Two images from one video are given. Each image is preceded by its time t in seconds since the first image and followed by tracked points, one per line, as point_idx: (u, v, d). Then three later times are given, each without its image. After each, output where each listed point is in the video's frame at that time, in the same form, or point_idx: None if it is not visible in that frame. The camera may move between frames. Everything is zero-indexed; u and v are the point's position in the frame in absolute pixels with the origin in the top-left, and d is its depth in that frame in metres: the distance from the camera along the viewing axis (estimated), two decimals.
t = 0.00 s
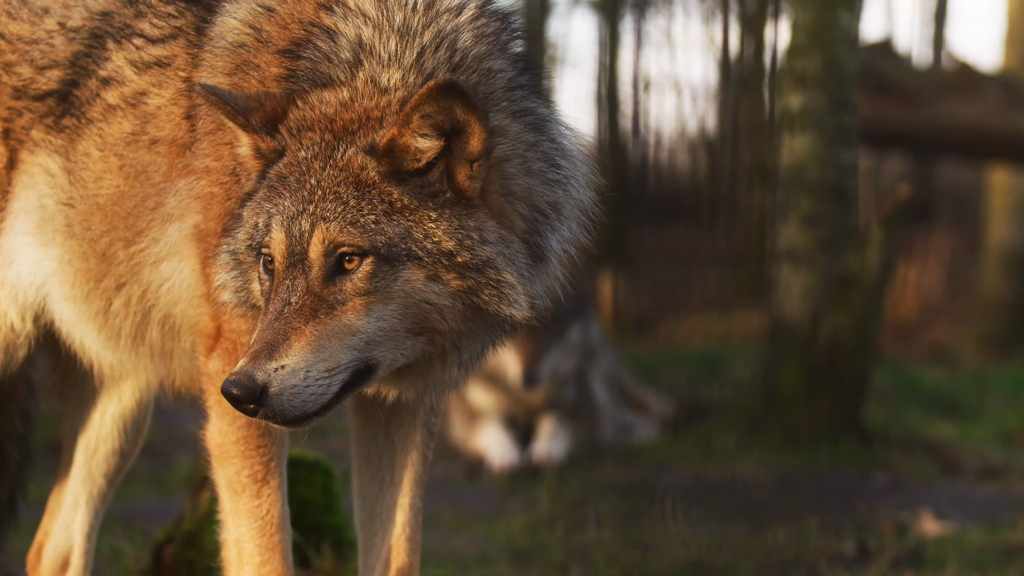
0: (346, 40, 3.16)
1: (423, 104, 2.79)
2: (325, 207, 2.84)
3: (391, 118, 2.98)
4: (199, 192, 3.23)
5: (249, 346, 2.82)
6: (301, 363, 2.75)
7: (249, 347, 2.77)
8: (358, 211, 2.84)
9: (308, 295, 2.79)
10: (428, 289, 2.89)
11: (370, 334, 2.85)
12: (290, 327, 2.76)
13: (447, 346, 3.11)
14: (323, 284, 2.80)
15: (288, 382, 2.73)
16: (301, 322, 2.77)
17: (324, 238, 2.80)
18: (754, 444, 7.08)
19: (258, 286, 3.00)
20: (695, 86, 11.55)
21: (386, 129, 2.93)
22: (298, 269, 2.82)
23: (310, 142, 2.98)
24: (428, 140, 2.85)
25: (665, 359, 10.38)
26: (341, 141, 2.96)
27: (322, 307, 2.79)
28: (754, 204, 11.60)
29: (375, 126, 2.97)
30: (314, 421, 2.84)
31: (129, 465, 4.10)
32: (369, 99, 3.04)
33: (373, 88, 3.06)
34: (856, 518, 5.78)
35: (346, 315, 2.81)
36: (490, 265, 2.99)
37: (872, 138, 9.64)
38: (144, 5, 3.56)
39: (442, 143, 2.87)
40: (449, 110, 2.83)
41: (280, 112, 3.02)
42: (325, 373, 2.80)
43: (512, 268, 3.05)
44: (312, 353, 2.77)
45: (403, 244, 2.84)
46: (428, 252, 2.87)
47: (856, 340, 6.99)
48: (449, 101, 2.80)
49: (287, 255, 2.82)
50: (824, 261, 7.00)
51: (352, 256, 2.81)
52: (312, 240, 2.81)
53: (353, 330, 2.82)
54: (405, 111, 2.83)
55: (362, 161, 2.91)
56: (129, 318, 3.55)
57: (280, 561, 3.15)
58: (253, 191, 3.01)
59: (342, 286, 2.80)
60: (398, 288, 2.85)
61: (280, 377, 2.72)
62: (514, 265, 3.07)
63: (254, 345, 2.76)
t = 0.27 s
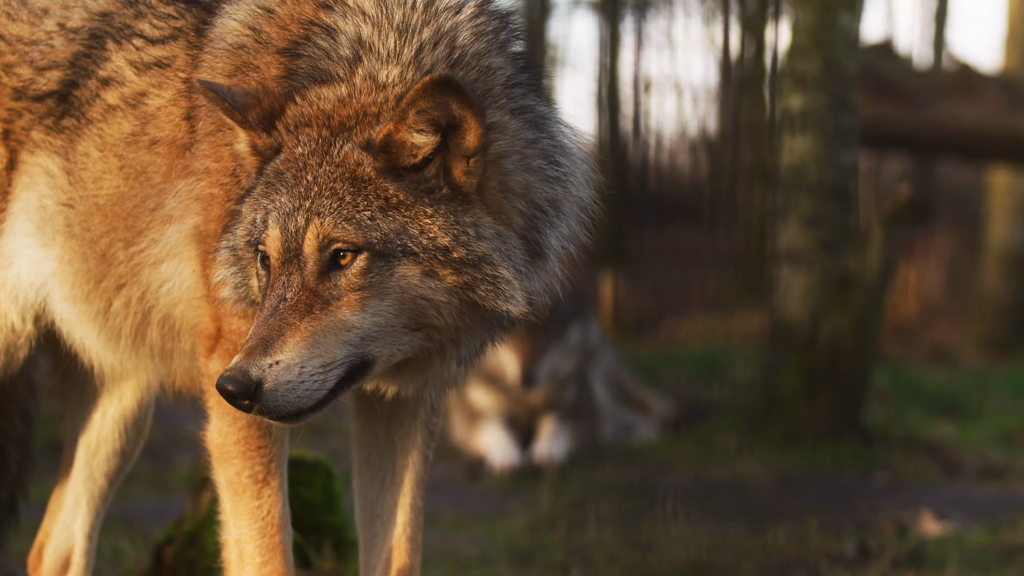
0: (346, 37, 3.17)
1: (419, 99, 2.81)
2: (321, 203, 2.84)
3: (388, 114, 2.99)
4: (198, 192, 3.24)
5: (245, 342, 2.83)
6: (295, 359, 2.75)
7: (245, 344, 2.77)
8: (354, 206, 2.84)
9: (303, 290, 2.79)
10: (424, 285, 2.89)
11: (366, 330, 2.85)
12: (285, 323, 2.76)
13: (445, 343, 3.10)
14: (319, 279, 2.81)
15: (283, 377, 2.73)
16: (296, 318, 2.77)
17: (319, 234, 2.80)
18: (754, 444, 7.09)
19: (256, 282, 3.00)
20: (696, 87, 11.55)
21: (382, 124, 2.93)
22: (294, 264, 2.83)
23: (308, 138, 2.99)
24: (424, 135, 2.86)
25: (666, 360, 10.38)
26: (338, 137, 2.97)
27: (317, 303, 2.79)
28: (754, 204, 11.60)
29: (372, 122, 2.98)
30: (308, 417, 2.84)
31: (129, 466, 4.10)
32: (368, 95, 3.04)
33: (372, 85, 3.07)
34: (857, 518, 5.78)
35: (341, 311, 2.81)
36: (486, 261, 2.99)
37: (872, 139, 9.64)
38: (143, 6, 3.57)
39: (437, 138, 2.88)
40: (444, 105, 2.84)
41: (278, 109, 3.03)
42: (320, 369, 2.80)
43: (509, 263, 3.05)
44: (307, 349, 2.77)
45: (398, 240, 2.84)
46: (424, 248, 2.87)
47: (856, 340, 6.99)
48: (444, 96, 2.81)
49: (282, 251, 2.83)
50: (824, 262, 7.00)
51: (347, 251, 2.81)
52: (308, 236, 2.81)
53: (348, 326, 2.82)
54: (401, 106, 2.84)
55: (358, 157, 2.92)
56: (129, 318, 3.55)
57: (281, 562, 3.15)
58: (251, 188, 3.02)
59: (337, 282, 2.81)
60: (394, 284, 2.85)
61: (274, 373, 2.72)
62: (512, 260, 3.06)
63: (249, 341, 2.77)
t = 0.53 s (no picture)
0: (345, 31, 3.16)
1: (411, 91, 2.80)
2: (314, 196, 2.84)
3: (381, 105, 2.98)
4: (198, 190, 3.24)
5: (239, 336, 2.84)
6: (287, 352, 2.75)
7: (238, 337, 2.79)
8: (346, 199, 2.84)
9: (295, 284, 2.80)
10: (417, 277, 2.88)
11: (358, 323, 2.85)
12: (277, 316, 2.77)
13: (441, 335, 3.10)
14: (312, 272, 2.81)
15: (274, 370, 2.73)
16: (289, 311, 2.78)
17: (311, 226, 2.81)
18: (754, 442, 7.09)
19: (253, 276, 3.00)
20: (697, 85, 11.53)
21: (375, 117, 2.92)
22: (287, 257, 2.83)
23: (303, 131, 2.98)
24: (416, 127, 2.85)
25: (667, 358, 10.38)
26: (333, 130, 2.96)
27: (309, 296, 2.80)
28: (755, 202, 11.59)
29: (367, 115, 2.97)
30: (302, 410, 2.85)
31: (129, 464, 4.10)
32: (364, 88, 3.03)
33: (369, 77, 3.06)
34: (857, 516, 5.78)
35: (334, 304, 2.81)
36: (480, 253, 2.97)
37: (873, 136, 9.63)
38: (143, 3, 3.56)
39: (430, 131, 2.86)
40: (436, 98, 2.83)
41: (274, 102, 3.02)
42: (312, 362, 2.80)
43: (503, 256, 3.03)
44: (299, 342, 2.77)
45: (391, 233, 2.84)
46: (417, 240, 2.86)
47: (857, 338, 6.99)
48: (435, 88, 2.79)
49: (276, 245, 2.84)
50: (824, 260, 7.00)
51: (338, 244, 2.81)
52: (300, 229, 2.81)
53: (340, 319, 2.82)
54: (394, 99, 2.83)
55: (351, 150, 2.91)
56: (129, 316, 3.55)
57: (282, 560, 3.15)
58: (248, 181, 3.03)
59: (330, 275, 2.81)
60: (386, 277, 2.85)
61: (265, 367, 2.73)
62: (507, 253, 3.05)
63: (242, 334, 2.78)
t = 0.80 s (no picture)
0: (344, 26, 3.17)
1: (399, 85, 2.80)
2: (305, 191, 2.85)
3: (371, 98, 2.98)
4: (200, 191, 3.25)
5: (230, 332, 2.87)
6: (275, 347, 2.77)
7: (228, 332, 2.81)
8: (336, 194, 2.85)
9: (285, 279, 2.81)
10: (407, 272, 2.88)
11: (348, 318, 2.85)
12: (266, 312, 2.79)
13: (436, 330, 3.09)
14: (301, 268, 2.82)
15: (263, 366, 2.75)
16: (278, 306, 2.80)
17: (300, 221, 2.82)
18: (755, 443, 7.09)
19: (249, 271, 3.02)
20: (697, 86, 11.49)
21: (366, 111, 2.92)
22: (278, 253, 2.85)
23: (296, 126, 2.99)
24: (406, 122, 2.85)
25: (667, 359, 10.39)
26: (325, 124, 2.96)
27: (298, 291, 2.81)
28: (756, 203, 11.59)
29: (359, 109, 2.97)
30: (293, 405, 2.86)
31: (130, 464, 4.11)
32: (358, 82, 3.03)
33: (364, 71, 3.06)
34: (858, 516, 5.78)
35: (323, 300, 2.82)
36: (471, 247, 2.96)
37: (873, 137, 9.64)
38: (145, 3, 3.56)
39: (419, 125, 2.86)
40: (425, 93, 2.83)
41: (269, 96, 3.03)
42: (302, 357, 2.81)
43: (494, 250, 3.02)
44: (288, 338, 2.79)
45: (380, 228, 2.84)
46: (406, 235, 2.86)
47: (858, 338, 6.99)
48: (424, 83, 2.79)
49: (267, 240, 2.86)
50: (825, 260, 7.00)
51: (328, 239, 2.82)
52: (290, 224, 2.83)
53: (330, 315, 2.82)
54: (383, 93, 2.84)
55: (342, 145, 2.91)
56: (129, 316, 3.55)
57: (283, 560, 3.15)
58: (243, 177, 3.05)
59: (319, 270, 2.82)
60: (376, 272, 2.85)
61: (254, 362, 2.75)
62: (500, 247, 3.04)
63: (232, 330, 2.80)
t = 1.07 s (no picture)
0: (342, 22, 3.17)
1: (387, 80, 2.80)
2: (294, 187, 2.86)
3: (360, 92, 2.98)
4: (202, 192, 3.25)
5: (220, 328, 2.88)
6: (262, 343, 2.78)
7: (217, 328, 2.83)
8: (324, 190, 2.85)
9: (273, 275, 2.82)
10: (396, 268, 2.86)
11: (337, 314, 2.84)
12: (254, 308, 2.80)
13: (429, 325, 3.08)
14: (290, 264, 2.83)
15: (250, 362, 2.76)
16: (265, 303, 2.81)
17: (289, 217, 2.83)
18: (755, 444, 7.09)
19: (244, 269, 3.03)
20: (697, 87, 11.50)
21: (355, 106, 2.92)
22: (266, 249, 2.86)
23: (287, 121, 2.99)
24: (394, 117, 2.84)
25: (668, 360, 10.41)
26: (315, 120, 2.96)
27: (286, 287, 2.81)
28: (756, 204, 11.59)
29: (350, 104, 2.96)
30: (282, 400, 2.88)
31: (129, 465, 4.11)
32: (351, 77, 3.03)
33: (358, 66, 3.06)
34: (858, 517, 5.78)
35: (311, 296, 2.82)
36: (460, 243, 2.94)
37: (873, 138, 9.64)
38: (144, 4, 3.56)
39: (407, 120, 2.85)
40: (413, 87, 2.82)
41: (263, 91, 3.03)
42: (290, 353, 2.82)
43: (485, 246, 2.99)
44: (275, 334, 2.79)
45: (368, 224, 2.83)
46: (394, 231, 2.85)
47: (858, 340, 6.99)
48: (412, 77, 2.79)
49: (256, 237, 2.87)
50: (825, 261, 7.00)
51: (316, 235, 2.82)
52: (279, 220, 2.84)
53: (318, 311, 2.82)
54: (372, 88, 2.83)
55: (331, 141, 2.91)
56: (130, 317, 3.55)
57: (283, 561, 3.15)
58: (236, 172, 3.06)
59: (308, 266, 2.82)
60: (364, 268, 2.84)
61: (240, 359, 2.76)
62: (491, 243, 3.02)
63: (220, 326, 2.82)
